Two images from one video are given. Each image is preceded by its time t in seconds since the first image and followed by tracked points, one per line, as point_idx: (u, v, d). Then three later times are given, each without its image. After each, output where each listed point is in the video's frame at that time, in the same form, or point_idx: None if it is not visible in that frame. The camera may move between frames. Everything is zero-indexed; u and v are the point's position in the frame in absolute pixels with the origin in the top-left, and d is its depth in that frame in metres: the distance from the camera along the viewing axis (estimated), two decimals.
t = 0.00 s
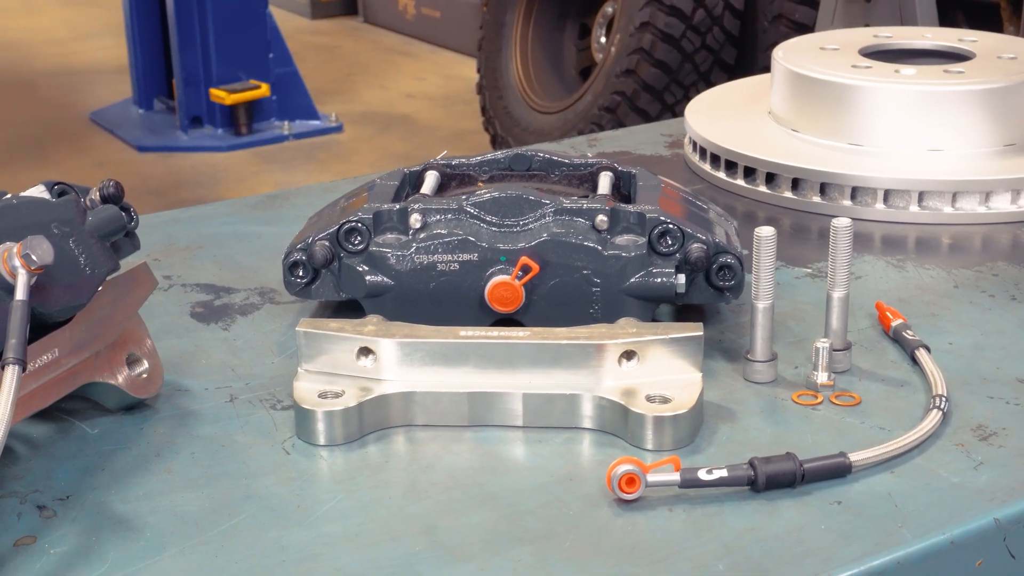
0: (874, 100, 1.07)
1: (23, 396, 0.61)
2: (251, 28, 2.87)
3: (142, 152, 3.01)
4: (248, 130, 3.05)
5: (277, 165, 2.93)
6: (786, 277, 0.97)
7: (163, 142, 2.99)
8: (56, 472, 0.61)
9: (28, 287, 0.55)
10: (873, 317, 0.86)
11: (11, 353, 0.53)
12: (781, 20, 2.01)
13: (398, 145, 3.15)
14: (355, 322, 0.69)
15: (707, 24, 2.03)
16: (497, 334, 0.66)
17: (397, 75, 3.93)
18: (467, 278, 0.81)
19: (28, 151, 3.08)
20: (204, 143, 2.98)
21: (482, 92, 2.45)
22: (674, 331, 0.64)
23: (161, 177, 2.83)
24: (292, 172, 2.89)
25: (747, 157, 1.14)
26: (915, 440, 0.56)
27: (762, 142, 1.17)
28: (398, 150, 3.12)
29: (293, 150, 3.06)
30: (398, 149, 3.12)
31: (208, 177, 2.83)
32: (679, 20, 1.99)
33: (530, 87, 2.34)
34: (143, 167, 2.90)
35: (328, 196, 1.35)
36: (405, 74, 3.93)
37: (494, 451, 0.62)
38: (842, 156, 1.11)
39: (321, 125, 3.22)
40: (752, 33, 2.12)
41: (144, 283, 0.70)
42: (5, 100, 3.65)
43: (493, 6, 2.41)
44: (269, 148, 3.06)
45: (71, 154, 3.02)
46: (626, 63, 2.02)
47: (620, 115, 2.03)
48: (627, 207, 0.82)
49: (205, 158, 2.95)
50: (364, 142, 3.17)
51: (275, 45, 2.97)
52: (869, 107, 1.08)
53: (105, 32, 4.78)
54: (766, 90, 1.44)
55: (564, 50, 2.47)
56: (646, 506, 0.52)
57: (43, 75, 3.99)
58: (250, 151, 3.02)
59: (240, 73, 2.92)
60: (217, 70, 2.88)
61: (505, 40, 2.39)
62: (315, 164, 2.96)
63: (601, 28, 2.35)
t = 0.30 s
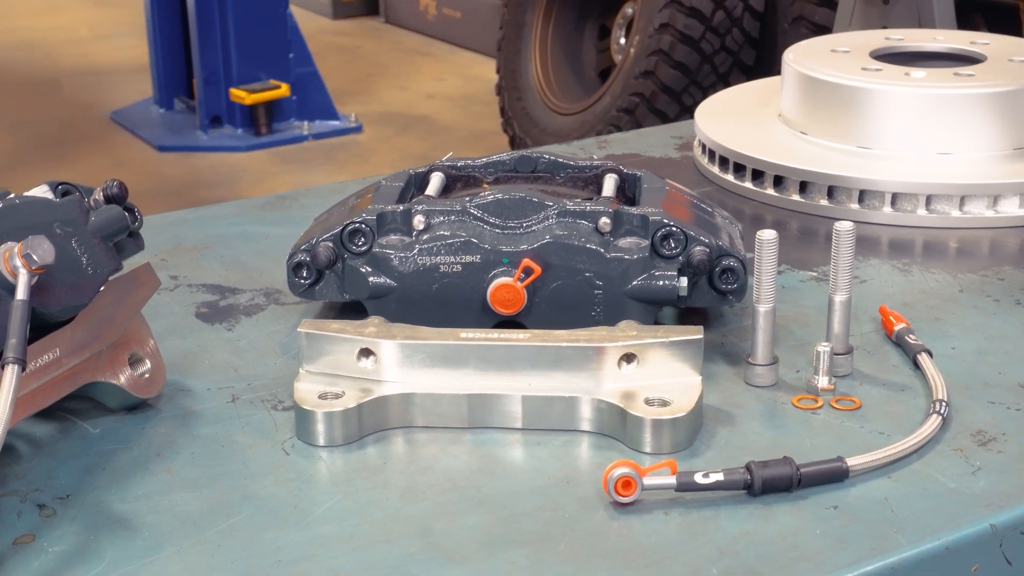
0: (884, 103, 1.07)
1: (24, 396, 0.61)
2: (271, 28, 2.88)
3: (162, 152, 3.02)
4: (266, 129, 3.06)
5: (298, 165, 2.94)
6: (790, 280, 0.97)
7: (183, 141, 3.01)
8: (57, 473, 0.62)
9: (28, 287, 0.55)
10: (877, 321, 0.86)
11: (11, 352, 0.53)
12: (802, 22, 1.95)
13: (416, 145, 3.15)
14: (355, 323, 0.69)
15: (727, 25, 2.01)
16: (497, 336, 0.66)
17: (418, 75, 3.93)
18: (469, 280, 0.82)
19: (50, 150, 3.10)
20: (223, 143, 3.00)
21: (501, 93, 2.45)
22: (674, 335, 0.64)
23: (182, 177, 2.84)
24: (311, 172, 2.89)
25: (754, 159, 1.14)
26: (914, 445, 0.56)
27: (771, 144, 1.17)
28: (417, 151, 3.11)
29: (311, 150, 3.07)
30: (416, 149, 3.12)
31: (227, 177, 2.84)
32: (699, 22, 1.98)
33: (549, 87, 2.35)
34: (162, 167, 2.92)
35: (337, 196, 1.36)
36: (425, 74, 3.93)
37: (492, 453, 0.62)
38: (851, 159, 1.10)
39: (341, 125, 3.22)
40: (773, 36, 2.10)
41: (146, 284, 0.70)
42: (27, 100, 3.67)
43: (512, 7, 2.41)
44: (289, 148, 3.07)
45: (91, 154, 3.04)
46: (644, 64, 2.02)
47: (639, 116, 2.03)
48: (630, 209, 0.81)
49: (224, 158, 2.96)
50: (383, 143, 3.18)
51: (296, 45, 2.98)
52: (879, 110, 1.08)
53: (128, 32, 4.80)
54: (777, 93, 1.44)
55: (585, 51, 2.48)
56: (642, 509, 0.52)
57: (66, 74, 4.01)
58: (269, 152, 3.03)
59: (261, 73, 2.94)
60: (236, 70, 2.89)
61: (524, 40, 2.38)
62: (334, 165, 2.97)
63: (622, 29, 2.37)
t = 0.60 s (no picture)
0: (893, 106, 1.07)
1: (24, 394, 0.61)
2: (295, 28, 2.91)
3: (186, 150, 3.03)
4: (291, 127, 3.06)
5: (322, 164, 2.93)
6: (795, 284, 0.97)
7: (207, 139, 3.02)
8: (57, 472, 0.62)
9: (27, 286, 0.56)
10: (880, 326, 0.86)
11: (8, 352, 0.53)
12: (826, 22, 1.93)
13: (440, 144, 3.14)
14: (355, 324, 0.70)
15: (751, 26, 2.02)
16: (496, 338, 0.66)
17: (443, 74, 3.93)
18: (470, 282, 0.82)
19: (75, 147, 3.11)
20: (247, 141, 3.00)
21: (524, 92, 2.45)
22: (672, 338, 0.64)
23: (207, 175, 2.85)
24: (332, 171, 2.88)
25: (762, 161, 1.14)
26: (910, 451, 0.56)
27: (781, 147, 1.17)
28: (440, 149, 3.10)
29: (336, 149, 3.06)
30: (440, 150, 3.09)
31: (250, 175, 2.84)
32: (722, 22, 1.98)
33: (572, 87, 2.35)
34: (186, 165, 2.92)
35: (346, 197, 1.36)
36: (450, 74, 3.93)
37: (489, 456, 0.62)
38: (860, 163, 1.10)
39: (365, 125, 3.20)
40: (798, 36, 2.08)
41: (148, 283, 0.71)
42: (56, 97, 3.69)
43: (538, 5, 2.42)
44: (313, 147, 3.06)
45: (114, 151, 3.05)
46: (668, 65, 2.02)
47: (662, 117, 2.01)
48: (633, 212, 0.81)
49: (248, 156, 2.97)
50: (406, 142, 3.16)
51: (320, 44, 2.99)
52: (889, 114, 1.08)
53: (156, 30, 4.83)
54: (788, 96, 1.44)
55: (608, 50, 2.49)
56: (636, 512, 0.52)
57: (95, 72, 4.03)
58: (293, 150, 3.03)
59: (286, 70, 2.96)
60: (262, 67, 2.91)
61: (549, 41, 2.40)
62: (357, 163, 2.96)
63: (645, 29, 2.33)
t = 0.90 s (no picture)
0: (904, 110, 1.06)
1: (22, 393, 0.61)
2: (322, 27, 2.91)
3: (213, 146, 3.04)
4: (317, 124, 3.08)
5: (347, 160, 2.93)
6: (799, 288, 0.96)
7: (235, 136, 3.03)
8: (54, 470, 0.63)
9: (23, 286, 0.56)
10: (882, 332, 0.85)
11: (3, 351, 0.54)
12: (853, 23, 1.93)
13: (465, 142, 3.13)
14: (354, 325, 0.70)
15: (777, 26, 2.01)
16: (493, 341, 0.66)
17: (470, 72, 3.93)
18: (470, 284, 0.81)
19: (104, 143, 3.13)
20: (275, 137, 3.01)
21: (550, 91, 2.45)
22: (669, 342, 0.64)
23: (235, 170, 2.86)
24: (358, 168, 2.88)
25: (770, 164, 1.14)
26: (906, 458, 0.55)
27: (791, 150, 1.17)
28: (466, 146, 3.09)
29: (363, 146, 3.05)
30: (467, 147, 3.09)
31: (276, 172, 2.84)
32: (747, 22, 1.96)
33: (597, 87, 2.34)
34: (212, 161, 2.93)
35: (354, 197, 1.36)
36: (477, 72, 3.92)
37: (484, 458, 0.62)
38: (869, 166, 1.10)
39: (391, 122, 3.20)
40: (824, 35, 2.09)
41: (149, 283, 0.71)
42: (86, 92, 3.71)
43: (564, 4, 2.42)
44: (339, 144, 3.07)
45: (141, 147, 3.07)
46: (693, 64, 2.00)
47: (686, 116, 1.99)
48: (634, 215, 0.81)
49: (275, 152, 2.98)
50: (432, 139, 3.14)
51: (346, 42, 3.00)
52: (899, 117, 1.07)
53: (185, 25, 4.85)
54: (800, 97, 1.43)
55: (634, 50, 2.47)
56: (627, 517, 0.52)
57: (126, 68, 4.05)
58: (319, 147, 3.03)
59: (313, 68, 2.96)
60: (289, 65, 2.92)
61: (573, 40, 2.39)
62: (384, 160, 2.95)
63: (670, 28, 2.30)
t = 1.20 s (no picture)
0: (913, 114, 1.06)
1: (18, 389, 0.61)
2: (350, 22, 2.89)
3: (242, 141, 3.05)
4: (345, 120, 3.07)
5: (373, 156, 2.93)
6: (802, 292, 0.96)
7: (264, 131, 3.04)
8: (49, 467, 0.63)
9: (16, 285, 0.56)
10: (883, 337, 0.85)
11: None
12: (880, 22, 1.94)
13: (491, 139, 3.12)
14: (351, 326, 0.70)
15: (804, 25, 1.97)
16: (487, 343, 0.66)
17: (501, 69, 3.92)
18: (469, 286, 0.81)
19: (134, 137, 3.15)
20: (304, 132, 3.01)
21: (578, 88, 2.44)
22: (664, 346, 0.64)
23: (263, 166, 2.86)
24: (386, 164, 2.87)
25: (777, 166, 1.14)
26: (899, 465, 0.55)
27: (800, 153, 1.16)
28: (493, 143, 3.08)
29: (390, 142, 3.05)
30: (495, 144, 3.08)
31: (303, 168, 2.85)
32: (775, 21, 1.93)
33: (625, 85, 2.33)
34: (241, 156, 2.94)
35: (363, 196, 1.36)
36: (507, 69, 3.91)
37: (476, 460, 0.62)
38: (878, 170, 1.09)
39: (419, 118, 3.19)
40: (851, 36, 2.06)
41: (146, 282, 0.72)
42: (118, 86, 3.73)
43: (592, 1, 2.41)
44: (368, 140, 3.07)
45: (170, 142, 3.08)
46: (719, 63, 1.96)
47: (713, 115, 1.97)
48: (633, 218, 0.81)
49: (303, 148, 2.98)
50: (460, 136, 3.13)
51: (376, 37, 2.99)
52: (908, 122, 1.06)
53: (220, 20, 4.88)
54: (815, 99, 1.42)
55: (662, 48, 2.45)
56: (616, 521, 0.52)
57: (159, 62, 4.07)
58: (348, 142, 3.03)
59: (342, 65, 2.95)
60: (318, 61, 2.91)
61: (602, 36, 2.38)
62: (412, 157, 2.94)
63: (698, 27, 2.28)
